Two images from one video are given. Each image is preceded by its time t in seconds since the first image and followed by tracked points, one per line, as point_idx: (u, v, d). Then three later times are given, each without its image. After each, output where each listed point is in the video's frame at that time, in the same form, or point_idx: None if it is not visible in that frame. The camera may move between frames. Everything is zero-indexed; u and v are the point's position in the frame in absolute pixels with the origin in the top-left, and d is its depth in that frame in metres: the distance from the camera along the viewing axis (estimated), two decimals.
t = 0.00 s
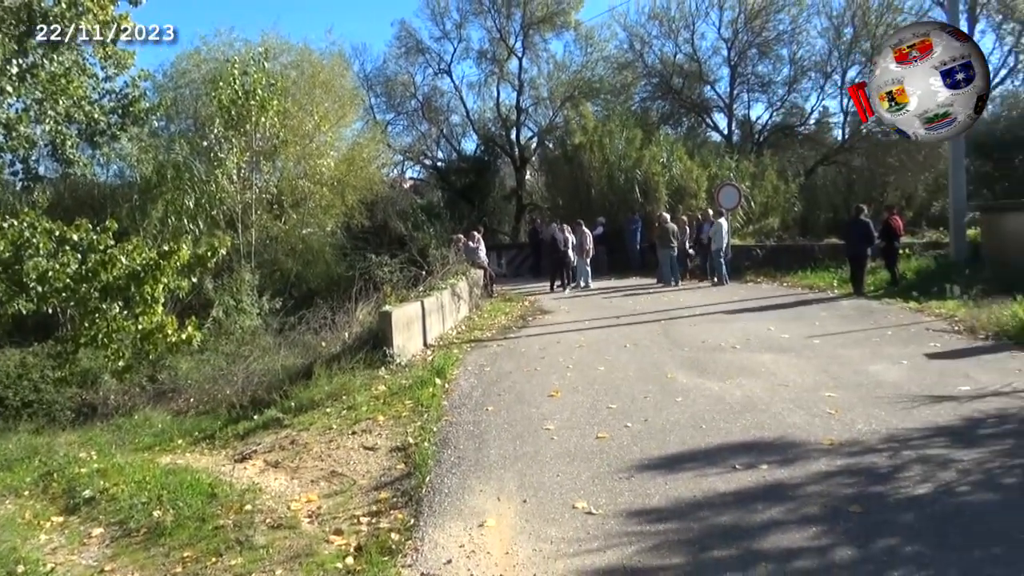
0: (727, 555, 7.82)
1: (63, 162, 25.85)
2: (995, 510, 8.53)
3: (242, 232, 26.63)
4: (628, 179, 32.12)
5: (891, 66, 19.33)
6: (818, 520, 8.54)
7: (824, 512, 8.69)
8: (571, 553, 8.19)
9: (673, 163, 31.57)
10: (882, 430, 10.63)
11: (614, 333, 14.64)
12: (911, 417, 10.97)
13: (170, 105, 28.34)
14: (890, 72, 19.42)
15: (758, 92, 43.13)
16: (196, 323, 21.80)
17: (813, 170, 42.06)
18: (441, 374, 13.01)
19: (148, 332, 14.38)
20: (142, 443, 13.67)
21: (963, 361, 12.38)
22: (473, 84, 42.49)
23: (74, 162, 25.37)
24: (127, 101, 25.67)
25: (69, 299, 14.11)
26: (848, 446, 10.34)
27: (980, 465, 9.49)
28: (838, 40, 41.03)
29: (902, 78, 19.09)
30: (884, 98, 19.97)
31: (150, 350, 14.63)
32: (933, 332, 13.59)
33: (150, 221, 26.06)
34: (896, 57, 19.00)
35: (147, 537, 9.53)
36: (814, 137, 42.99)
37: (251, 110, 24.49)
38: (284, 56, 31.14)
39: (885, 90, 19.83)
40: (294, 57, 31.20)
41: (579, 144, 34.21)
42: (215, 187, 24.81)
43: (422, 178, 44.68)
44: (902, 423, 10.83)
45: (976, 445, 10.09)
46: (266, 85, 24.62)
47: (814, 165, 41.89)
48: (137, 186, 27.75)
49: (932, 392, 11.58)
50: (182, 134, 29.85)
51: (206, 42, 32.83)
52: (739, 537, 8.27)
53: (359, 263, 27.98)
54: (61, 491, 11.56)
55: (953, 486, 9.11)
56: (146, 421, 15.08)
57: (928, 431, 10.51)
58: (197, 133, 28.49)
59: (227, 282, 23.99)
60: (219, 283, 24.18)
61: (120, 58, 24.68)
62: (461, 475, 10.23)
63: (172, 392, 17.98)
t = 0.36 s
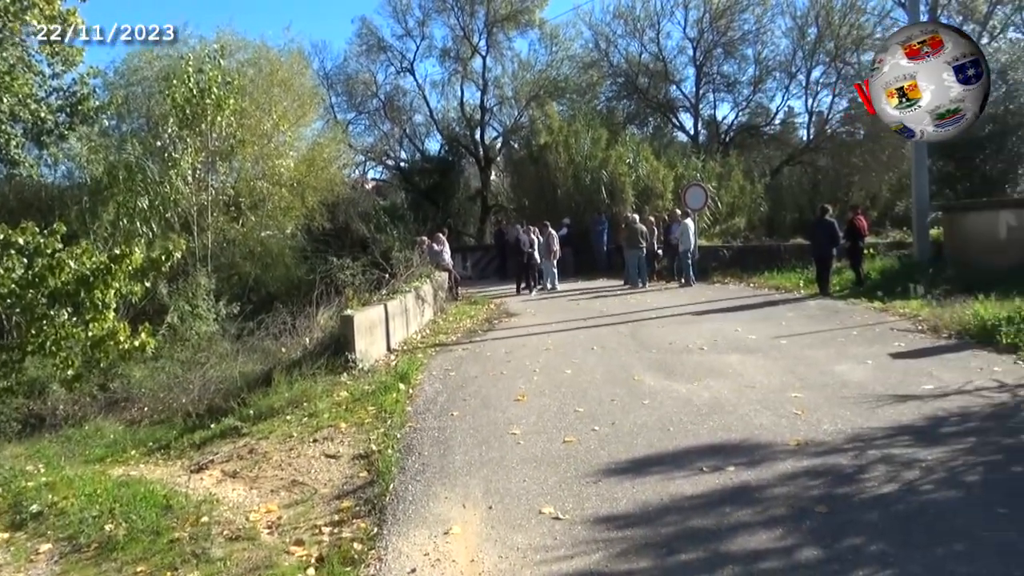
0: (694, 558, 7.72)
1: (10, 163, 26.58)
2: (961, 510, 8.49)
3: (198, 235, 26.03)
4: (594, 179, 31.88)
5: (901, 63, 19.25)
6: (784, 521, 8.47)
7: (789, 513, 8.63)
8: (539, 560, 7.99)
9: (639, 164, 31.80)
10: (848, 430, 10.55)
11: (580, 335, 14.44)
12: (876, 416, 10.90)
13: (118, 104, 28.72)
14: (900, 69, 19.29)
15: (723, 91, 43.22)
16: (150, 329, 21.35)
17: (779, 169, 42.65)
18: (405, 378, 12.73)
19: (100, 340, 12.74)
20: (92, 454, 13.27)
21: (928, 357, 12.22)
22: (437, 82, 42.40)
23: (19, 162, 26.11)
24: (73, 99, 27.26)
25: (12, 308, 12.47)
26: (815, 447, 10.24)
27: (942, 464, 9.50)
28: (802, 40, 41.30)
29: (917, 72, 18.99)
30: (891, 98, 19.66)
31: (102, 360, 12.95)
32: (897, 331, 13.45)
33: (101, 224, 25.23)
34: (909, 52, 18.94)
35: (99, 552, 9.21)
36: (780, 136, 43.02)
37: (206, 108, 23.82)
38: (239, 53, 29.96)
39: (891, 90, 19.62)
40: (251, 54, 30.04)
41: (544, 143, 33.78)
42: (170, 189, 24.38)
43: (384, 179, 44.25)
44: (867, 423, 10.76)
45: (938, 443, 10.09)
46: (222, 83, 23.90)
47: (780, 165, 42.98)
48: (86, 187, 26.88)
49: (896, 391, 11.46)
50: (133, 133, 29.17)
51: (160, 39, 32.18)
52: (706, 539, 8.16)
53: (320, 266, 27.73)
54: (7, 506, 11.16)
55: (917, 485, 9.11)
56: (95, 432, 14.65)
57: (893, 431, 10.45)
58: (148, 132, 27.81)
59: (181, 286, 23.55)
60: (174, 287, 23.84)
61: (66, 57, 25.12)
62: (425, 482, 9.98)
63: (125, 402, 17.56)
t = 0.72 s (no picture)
0: (666, 566, 7.36)
1: None
2: (940, 513, 8.16)
3: (144, 231, 25.06)
4: (563, 173, 31.42)
5: (913, 57, 18.23)
6: (759, 526, 8.14)
7: (765, 518, 8.29)
8: (506, 570, 7.54)
9: (610, 157, 31.43)
10: (823, 431, 10.19)
11: (548, 336, 13.95)
12: (852, 416, 10.56)
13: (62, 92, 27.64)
14: (911, 63, 18.28)
15: (697, 82, 42.27)
16: (94, 333, 20.51)
17: (753, 164, 40.52)
18: (366, 382, 12.17)
19: (37, 347, 10.70)
20: (30, 467, 12.55)
21: (905, 356, 11.87)
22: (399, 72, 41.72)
23: None
24: (10, 87, 25.47)
25: None
26: (790, 449, 9.88)
27: (919, 465, 9.21)
28: (777, 29, 39.74)
29: (929, 69, 18.13)
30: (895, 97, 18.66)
31: (39, 369, 10.88)
32: (873, 329, 13.11)
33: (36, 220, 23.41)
34: (920, 47, 18.09)
35: (39, 567, 8.45)
36: (755, 129, 41.40)
37: (154, 98, 22.83)
38: (188, 39, 28.21)
39: (900, 88, 18.61)
40: (200, 40, 28.24)
41: (511, 136, 33.19)
42: (113, 182, 23.39)
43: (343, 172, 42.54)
44: (843, 423, 10.41)
45: (913, 444, 9.79)
46: (171, 72, 22.92)
47: (755, 159, 40.87)
48: (24, 180, 25.84)
49: (872, 390, 11.10)
50: (75, 124, 28.02)
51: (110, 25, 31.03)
52: (679, 546, 7.79)
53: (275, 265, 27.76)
54: None
55: (894, 487, 8.82)
56: (34, 443, 13.88)
57: (869, 432, 10.11)
58: (91, 122, 26.59)
59: (128, 287, 22.68)
60: (119, 287, 23.10)
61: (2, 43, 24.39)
62: (388, 491, 9.45)
63: (66, 410, 16.84)
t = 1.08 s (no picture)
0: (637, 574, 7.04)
1: None
2: (916, 515, 7.92)
3: (92, 228, 24.07)
4: (533, 167, 30.51)
5: (922, 53, 17.42)
6: (733, 530, 7.85)
7: (738, 521, 8.00)
8: None
9: (581, 150, 30.57)
10: (798, 432, 9.90)
11: (515, 336, 13.54)
12: (828, 417, 10.28)
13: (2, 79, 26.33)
14: (922, 61, 17.48)
15: (671, 74, 41.24)
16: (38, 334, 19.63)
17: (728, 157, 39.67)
18: (326, 385, 11.67)
19: None
20: None
21: (881, 355, 11.62)
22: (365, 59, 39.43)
23: None
24: None
25: None
26: (765, 451, 9.58)
27: (896, 467, 8.97)
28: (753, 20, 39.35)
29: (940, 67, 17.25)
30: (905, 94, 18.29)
31: None
32: (849, 328, 12.87)
33: None
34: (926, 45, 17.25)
35: None
36: (730, 123, 40.69)
37: (102, 87, 22.13)
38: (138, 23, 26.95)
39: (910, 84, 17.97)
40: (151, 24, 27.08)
41: (480, 128, 32.07)
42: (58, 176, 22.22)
43: (303, 166, 40.24)
44: (818, 424, 10.13)
45: (888, 444, 9.53)
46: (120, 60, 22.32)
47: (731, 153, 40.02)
48: None
49: (847, 390, 10.84)
50: (18, 112, 26.94)
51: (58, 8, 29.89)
52: (651, 551, 7.49)
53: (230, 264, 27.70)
54: None
55: (869, 489, 8.57)
56: None
57: (845, 433, 9.84)
58: (35, 112, 25.46)
59: (74, 285, 22.00)
60: (66, 285, 22.36)
61: None
62: (350, 498, 8.99)
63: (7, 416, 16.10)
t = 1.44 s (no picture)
0: None
1: None
2: (891, 522, 7.62)
3: (34, 224, 23.21)
4: (501, 163, 28.41)
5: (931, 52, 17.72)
6: (705, 537, 7.50)
7: (711, 529, 7.65)
8: None
9: (551, 146, 28.51)
10: (773, 437, 9.56)
11: (481, 338, 13.08)
12: (803, 421, 9.93)
13: None
14: (933, 58, 17.68)
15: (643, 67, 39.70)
16: None
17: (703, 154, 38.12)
18: (284, 390, 11.11)
19: None
20: None
21: (857, 357, 11.31)
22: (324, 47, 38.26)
23: None
24: None
25: None
26: (738, 457, 9.22)
27: (872, 472, 8.66)
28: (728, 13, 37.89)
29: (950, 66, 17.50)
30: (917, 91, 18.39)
31: None
32: (825, 329, 12.58)
33: None
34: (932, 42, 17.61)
35: None
36: (704, 118, 39.31)
37: (46, 73, 21.21)
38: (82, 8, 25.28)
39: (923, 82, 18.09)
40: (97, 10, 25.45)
41: (445, 121, 29.84)
42: None
43: (260, 159, 38.84)
44: (793, 429, 9.78)
45: (864, 449, 9.21)
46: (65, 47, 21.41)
47: (705, 148, 38.73)
48: None
49: (823, 393, 10.48)
50: None
51: None
52: (621, 561, 7.11)
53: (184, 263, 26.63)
54: None
55: (845, 494, 8.25)
56: None
57: (819, 438, 9.52)
58: None
59: (17, 285, 21.02)
60: (6, 284, 21.43)
61: None
62: (309, 509, 8.50)
63: None
